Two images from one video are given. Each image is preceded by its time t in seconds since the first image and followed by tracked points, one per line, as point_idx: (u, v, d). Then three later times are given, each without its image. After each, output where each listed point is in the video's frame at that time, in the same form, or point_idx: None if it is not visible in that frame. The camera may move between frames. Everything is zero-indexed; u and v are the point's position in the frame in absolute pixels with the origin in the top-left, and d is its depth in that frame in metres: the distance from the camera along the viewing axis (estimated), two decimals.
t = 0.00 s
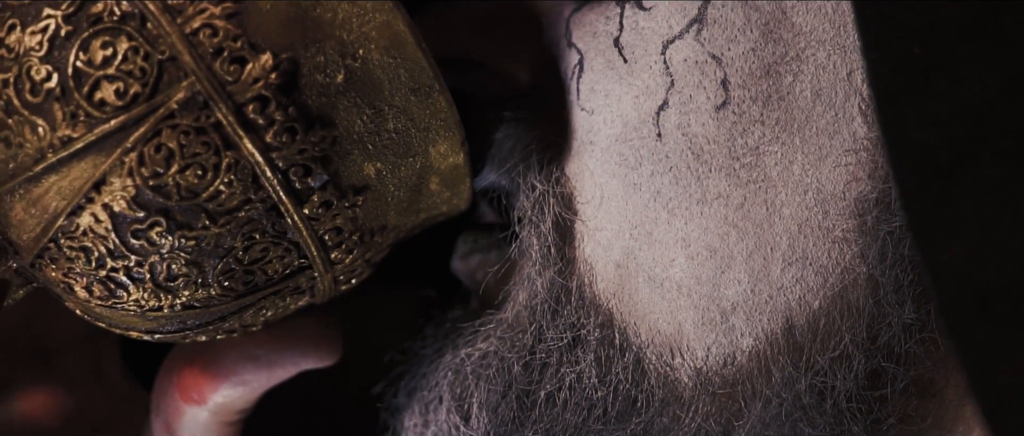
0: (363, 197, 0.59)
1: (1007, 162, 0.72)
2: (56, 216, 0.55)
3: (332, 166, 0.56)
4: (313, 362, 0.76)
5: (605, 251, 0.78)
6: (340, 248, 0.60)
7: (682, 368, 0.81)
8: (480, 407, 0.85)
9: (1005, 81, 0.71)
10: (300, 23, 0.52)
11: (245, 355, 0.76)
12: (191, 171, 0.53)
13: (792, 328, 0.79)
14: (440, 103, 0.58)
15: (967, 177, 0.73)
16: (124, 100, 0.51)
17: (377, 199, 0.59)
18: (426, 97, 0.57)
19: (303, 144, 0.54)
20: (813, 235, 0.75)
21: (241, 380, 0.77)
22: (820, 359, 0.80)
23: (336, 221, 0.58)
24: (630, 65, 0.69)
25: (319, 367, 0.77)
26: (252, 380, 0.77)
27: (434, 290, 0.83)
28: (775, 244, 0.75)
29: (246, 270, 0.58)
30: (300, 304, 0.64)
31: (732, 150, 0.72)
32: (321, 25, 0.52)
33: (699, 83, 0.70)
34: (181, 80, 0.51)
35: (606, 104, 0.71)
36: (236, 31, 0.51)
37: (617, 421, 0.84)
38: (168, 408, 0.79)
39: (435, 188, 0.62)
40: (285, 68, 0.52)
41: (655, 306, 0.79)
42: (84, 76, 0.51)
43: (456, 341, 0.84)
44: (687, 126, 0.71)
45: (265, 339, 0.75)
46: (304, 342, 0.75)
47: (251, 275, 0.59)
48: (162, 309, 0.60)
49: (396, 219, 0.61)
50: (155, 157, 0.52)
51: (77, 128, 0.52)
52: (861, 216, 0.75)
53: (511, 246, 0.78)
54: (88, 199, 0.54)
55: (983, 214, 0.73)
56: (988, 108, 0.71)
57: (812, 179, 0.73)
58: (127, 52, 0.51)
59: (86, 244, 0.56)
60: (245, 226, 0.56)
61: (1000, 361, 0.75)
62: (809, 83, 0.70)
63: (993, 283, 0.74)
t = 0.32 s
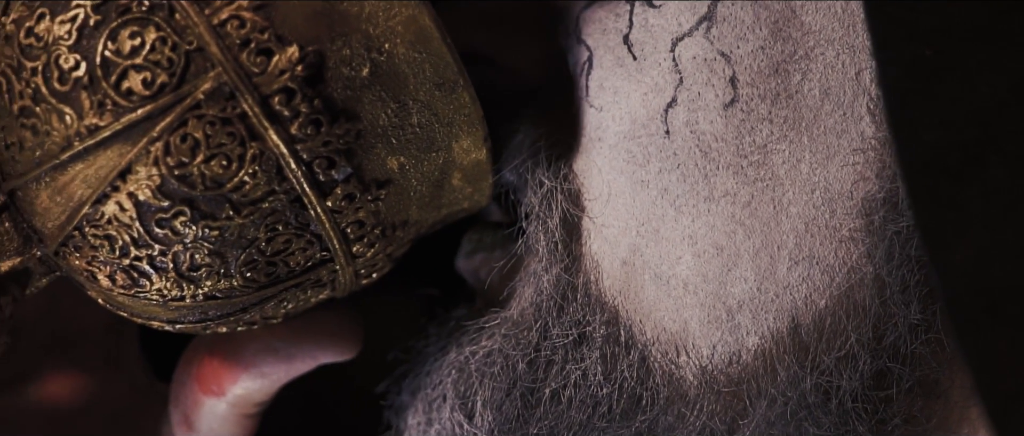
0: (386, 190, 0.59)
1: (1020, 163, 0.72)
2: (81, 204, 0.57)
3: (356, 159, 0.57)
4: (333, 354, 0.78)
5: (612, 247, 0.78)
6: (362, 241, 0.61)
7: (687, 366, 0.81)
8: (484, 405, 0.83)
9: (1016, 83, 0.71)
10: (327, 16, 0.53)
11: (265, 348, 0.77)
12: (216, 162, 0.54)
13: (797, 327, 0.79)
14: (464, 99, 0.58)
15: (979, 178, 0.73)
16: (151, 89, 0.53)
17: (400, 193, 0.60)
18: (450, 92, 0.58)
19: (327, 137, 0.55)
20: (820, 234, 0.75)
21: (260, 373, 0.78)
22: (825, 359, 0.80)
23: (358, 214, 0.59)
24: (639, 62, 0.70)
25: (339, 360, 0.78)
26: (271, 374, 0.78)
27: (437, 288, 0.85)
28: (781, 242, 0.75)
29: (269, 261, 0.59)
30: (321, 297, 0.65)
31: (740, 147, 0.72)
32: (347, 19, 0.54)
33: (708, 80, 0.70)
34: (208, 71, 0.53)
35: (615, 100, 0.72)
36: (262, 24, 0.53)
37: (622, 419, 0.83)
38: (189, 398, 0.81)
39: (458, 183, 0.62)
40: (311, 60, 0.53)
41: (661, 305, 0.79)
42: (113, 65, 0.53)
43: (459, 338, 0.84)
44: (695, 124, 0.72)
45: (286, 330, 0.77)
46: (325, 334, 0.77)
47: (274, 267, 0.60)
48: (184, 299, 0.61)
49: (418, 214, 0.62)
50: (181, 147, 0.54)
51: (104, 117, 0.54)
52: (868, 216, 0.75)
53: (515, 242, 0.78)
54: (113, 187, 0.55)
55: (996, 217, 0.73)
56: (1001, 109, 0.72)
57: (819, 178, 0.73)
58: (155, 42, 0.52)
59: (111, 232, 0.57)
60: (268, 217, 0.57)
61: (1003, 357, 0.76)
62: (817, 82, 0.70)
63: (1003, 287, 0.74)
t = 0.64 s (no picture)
0: (405, 185, 0.62)
1: None
2: (103, 192, 0.60)
3: (376, 153, 0.60)
4: (350, 349, 0.80)
5: (619, 242, 0.78)
6: (381, 236, 0.64)
7: (691, 362, 0.81)
8: (487, 399, 0.84)
9: None
10: (352, 11, 0.57)
11: (284, 340, 0.80)
12: (237, 152, 0.57)
13: (803, 324, 0.78)
14: (485, 95, 0.62)
15: (988, 178, 0.78)
16: (175, 79, 0.56)
17: (419, 188, 0.63)
18: (472, 87, 0.61)
19: (349, 129, 0.58)
20: (828, 230, 0.75)
21: (277, 365, 0.80)
22: (831, 356, 0.79)
23: (378, 208, 0.62)
24: (650, 56, 0.70)
25: (355, 354, 0.81)
26: (290, 367, 0.80)
27: (445, 285, 0.86)
28: (789, 238, 0.75)
29: (288, 253, 0.62)
30: (339, 291, 0.68)
31: (749, 142, 0.72)
32: (372, 14, 0.57)
33: (718, 75, 0.70)
34: (232, 62, 0.56)
35: (624, 94, 0.72)
36: (287, 16, 0.56)
37: (627, 413, 0.83)
38: (207, 389, 0.84)
39: (477, 181, 0.66)
40: (335, 53, 0.56)
41: (667, 299, 0.78)
42: (138, 54, 0.56)
43: (463, 331, 0.85)
44: (705, 118, 0.72)
45: (306, 324, 0.79)
46: (347, 327, 0.80)
47: (293, 259, 0.63)
48: (203, 288, 0.64)
49: (438, 210, 0.65)
50: (203, 136, 0.56)
51: (127, 106, 0.57)
52: (876, 213, 0.75)
53: (524, 234, 0.79)
54: (135, 175, 0.58)
55: (1005, 213, 0.78)
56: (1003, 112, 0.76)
57: (828, 174, 0.73)
58: (180, 32, 0.56)
59: (131, 220, 0.60)
60: (288, 209, 0.60)
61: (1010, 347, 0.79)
62: (827, 78, 0.71)
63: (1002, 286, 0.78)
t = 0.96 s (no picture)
0: (423, 183, 0.63)
1: None
2: (123, 181, 0.61)
3: (395, 150, 0.61)
4: (363, 347, 0.82)
5: (626, 235, 0.78)
6: (398, 233, 0.65)
7: (698, 355, 0.81)
8: (493, 390, 0.84)
9: None
10: (373, 8, 0.58)
11: (298, 336, 0.81)
12: (257, 144, 0.58)
13: (810, 319, 0.78)
14: (505, 95, 0.63)
15: (994, 176, 0.78)
16: (197, 70, 0.57)
17: (437, 187, 0.64)
18: (492, 87, 0.62)
19: (368, 124, 0.59)
20: (835, 225, 0.75)
21: (292, 361, 0.82)
22: (837, 352, 0.80)
23: (395, 205, 0.63)
24: (659, 50, 0.71)
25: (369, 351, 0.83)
26: (303, 363, 0.82)
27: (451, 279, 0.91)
28: (796, 233, 0.75)
29: (306, 248, 0.63)
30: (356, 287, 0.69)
31: (757, 137, 0.73)
32: (395, 11, 0.58)
33: (727, 70, 0.71)
34: (253, 54, 0.57)
35: (634, 88, 0.72)
36: (310, 11, 0.57)
37: (633, 406, 0.84)
38: (223, 383, 0.86)
39: (495, 181, 0.67)
40: (356, 49, 0.58)
41: (674, 292, 0.79)
42: (161, 45, 0.57)
43: (470, 324, 0.86)
44: (714, 112, 0.72)
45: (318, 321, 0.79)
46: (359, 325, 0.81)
47: (310, 253, 0.64)
48: (220, 280, 0.65)
49: (456, 210, 0.66)
50: (223, 128, 0.58)
51: (150, 96, 0.58)
52: (884, 209, 0.75)
53: (530, 227, 0.80)
54: (155, 165, 0.59)
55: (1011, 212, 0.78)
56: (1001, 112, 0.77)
57: (836, 170, 0.74)
58: (203, 24, 0.57)
59: (150, 210, 0.61)
60: (306, 203, 0.61)
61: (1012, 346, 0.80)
62: (836, 74, 0.71)
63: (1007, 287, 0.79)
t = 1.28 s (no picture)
0: (436, 179, 0.64)
1: None
2: (137, 170, 0.61)
3: (408, 145, 0.62)
4: (374, 342, 0.82)
5: (636, 227, 0.79)
6: (409, 228, 0.66)
7: (707, 348, 0.81)
8: (503, 384, 0.84)
9: None
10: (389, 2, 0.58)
11: (308, 329, 0.81)
12: (271, 135, 0.58)
13: (818, 312, 0.78)
14: (519, 92, 0.63)
15: (1003, 171, 0.81)
16: (213, 61, 0.57)
17: (449, 183, 0.65)
18: (506, 84, 0.63)
19: (381, 118, 0.60)
20: (844, 219, 0.76)
21: (301, 354, 0.81)
22: (846, 346, 0.80)
23: (407, 200, 0.64)
24: (671, 42, 0.72)
25: (379, 347, 0.83)
26: (313, 358, 0.81)
27: (461, 274, 0.91)
28: (805, 226, 0.75)
29: (317, 242, 0.64)
30: (365, 282, 0.70)
31: (767, 129, 0.73)
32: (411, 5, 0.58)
33: (738, 62, 0.71)
34: (269, 47, 0.57)
35: (644, 80, 0.73)
36: (325, 4, 0.57)
37: (641, 398, 0.84)
38: (232, 376, 0.86)
39: (507, 177, 0.68)
40: (371, 42, 0.58)
41: (684, 285, 0.79)
42: (178, 35, 0.58)
43: (480, 318, 0.86)
44: (724, 105, 0.73)
45: (330, 314, 0.80)
46: (369, 321, 0.81)
47: (320, 247, 0.64)
48: (231, 272, 0.65)
49: (467, 206, 0.68)
50: (238, 119, 0.58)
51: (165, 85, 0.58)
52: (893, 203, 0.76)
53: (542, 219, 0.79)
54: (169, 155, 0.60)
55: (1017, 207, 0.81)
56: (1005, 108, 0.80)
57: (845, 163, 0.74)
58: (220, 15, 0.57)
59: (163, 200, 0.61)
60: (318, 195, 0.61)
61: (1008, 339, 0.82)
62: (846, 68, 0.72)
63: (1011, 281, 0.81)
